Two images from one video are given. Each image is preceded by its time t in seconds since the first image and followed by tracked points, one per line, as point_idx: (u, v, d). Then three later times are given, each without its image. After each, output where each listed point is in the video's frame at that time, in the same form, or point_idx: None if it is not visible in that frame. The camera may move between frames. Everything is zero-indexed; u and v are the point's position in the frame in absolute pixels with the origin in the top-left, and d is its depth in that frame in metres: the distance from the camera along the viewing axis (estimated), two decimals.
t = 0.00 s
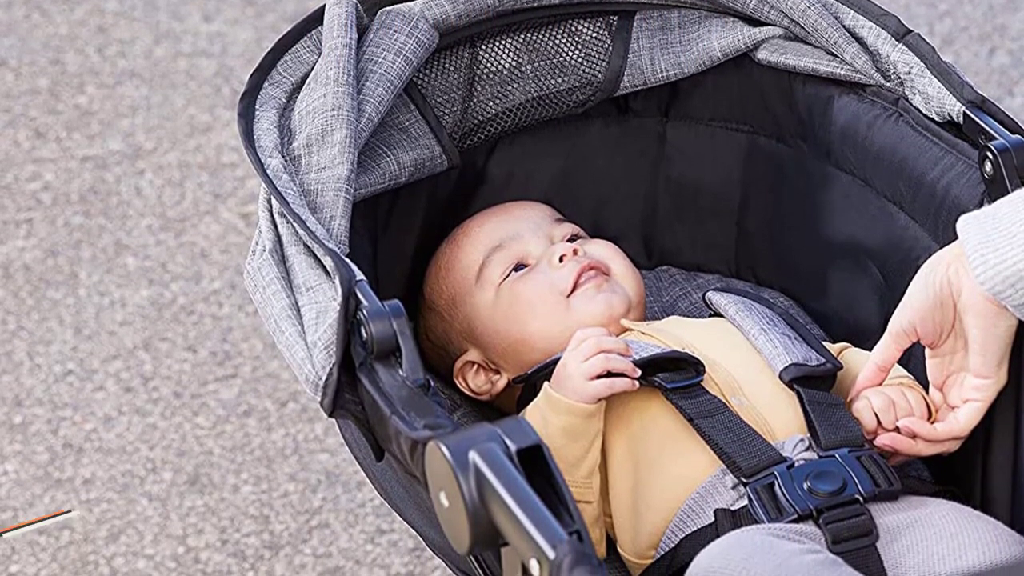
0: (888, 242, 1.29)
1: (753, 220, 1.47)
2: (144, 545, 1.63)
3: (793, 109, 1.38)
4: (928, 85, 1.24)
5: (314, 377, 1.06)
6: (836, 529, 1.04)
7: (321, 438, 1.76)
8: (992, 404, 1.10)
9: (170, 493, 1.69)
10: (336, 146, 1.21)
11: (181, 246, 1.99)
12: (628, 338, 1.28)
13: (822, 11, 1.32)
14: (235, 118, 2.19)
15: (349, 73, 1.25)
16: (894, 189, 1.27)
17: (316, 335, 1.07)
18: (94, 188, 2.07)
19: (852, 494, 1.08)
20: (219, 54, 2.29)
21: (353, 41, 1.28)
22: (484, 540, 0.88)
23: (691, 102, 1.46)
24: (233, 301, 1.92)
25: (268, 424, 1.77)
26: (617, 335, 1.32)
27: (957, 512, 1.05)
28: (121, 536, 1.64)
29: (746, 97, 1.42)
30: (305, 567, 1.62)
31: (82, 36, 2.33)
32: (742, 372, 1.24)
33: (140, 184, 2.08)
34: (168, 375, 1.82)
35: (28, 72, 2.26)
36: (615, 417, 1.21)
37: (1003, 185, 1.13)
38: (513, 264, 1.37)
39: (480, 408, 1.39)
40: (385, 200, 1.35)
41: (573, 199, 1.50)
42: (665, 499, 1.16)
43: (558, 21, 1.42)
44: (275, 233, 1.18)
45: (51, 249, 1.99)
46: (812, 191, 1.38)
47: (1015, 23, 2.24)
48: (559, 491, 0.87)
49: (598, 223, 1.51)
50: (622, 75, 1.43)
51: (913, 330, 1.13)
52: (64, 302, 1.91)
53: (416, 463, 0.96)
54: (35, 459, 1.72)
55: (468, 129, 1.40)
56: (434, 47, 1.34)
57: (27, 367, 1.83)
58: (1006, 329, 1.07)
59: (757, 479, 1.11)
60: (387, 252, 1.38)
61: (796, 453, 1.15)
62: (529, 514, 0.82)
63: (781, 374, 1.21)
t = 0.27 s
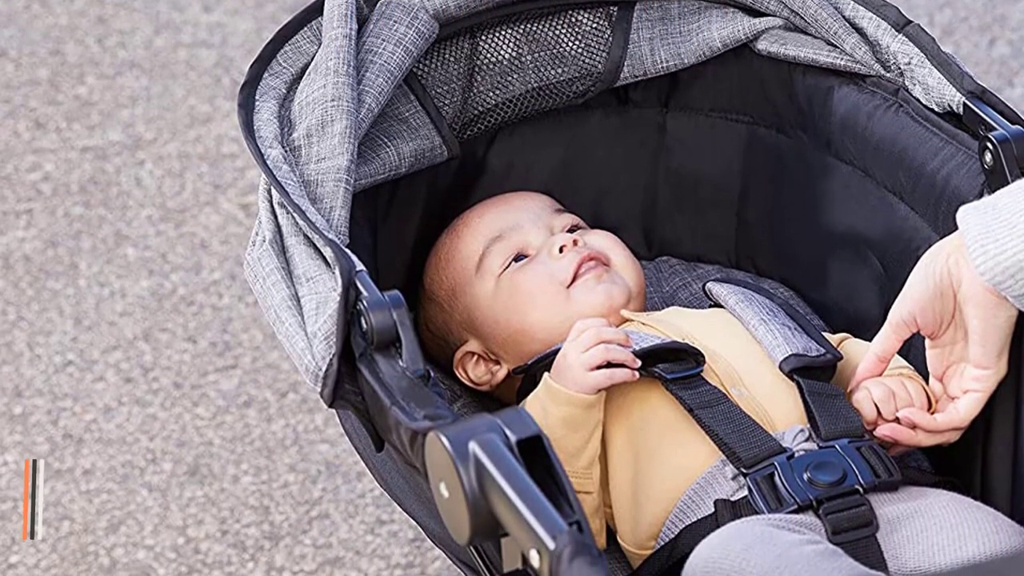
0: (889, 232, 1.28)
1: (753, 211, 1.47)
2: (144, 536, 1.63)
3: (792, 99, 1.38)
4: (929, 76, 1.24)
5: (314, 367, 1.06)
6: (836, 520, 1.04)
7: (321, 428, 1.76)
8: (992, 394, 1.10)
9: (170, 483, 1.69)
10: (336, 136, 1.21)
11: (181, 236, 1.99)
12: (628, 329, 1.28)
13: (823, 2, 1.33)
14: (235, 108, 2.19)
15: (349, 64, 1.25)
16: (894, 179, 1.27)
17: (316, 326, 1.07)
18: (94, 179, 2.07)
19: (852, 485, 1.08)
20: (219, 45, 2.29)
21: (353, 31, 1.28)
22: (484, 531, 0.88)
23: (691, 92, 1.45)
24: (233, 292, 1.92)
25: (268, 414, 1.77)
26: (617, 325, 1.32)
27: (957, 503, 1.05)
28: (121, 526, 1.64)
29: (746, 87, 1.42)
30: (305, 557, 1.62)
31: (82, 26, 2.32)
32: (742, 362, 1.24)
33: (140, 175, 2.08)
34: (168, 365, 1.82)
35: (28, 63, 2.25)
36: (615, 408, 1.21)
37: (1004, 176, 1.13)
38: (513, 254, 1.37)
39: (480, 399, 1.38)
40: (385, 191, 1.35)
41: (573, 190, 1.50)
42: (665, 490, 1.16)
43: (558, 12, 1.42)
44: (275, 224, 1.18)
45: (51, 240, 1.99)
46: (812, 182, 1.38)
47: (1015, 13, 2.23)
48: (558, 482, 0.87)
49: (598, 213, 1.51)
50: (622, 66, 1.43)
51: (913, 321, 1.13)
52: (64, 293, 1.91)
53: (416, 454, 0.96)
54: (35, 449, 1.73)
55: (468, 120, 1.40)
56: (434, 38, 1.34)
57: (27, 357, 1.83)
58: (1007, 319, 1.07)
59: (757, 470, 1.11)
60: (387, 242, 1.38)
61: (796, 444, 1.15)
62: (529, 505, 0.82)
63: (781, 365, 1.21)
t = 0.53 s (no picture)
0: (889, 222, 1.28)
1: (753, 200, 1.46)
2: (144, 525, 1.63)
3: (792, 89, 1.38)
4: (929, 66, 1.24)
5: (314, 357, 1.06)
6: (836, 510, 1.04)
7: (321, 418, 1.76)
8: (992, 384, 1.10)
9: (171, 473, 1.69)
10: (336, 126, 1.21)
11: (181, 226, 1.99)
12: (628, 318, 1.28)
13: None
14: (235, 98, 2.18)
15: (349, 53, 1.25)
16: (894, 169, 1.27)
17: (316, 315, 1.07)
18: (94, 168, 2.07)
19: (852, 475, 1.08)
20: (219, 35, 2.29)
21: (353, 21, 1.27)
22: (484, 521, 0.88)
23: (692, 82, 1.45)
24: (233, 282, 1.92)
25: (268, 404, 1.77)
26: (617, 315, 1.32)
27: (957, 492, 1.05)
28: (121, 516, 1.64)
29: (746, 77, 1.42)
30: (305, 547, 1.62)
31: (82, 16, 2.32)
32: (742, 352, 1.24)
33: (140, 165, 2.08)
34: (168, 355, 1.82)
35: (28, 52, 2.25)
36: (615, 398, 1.21)
37: (1004, 165, 1.13)
38: (513, 244, 1.37)
39: (480, 389, 1.38)
40: (385, 181, 1.35)
41: (573, 180, 1.50)
42: (665, 480, 1.16)
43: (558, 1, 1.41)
44: (275, 214, 1.17)
45: (51, 230, 1.99)
46: (812, 172, 1.38)
47: (1015, 3, 2.23)
48: (558, 472, 0.87)
49: (598, 204, 1.51)
50: (623, 56, 1.42)
51: (913, 311, 1.13)
52: (64, 283, 1.91)
53: (416, 443, 0.96)
54: (35, 439, 1.73)
55: (469, 110, 1.40)
56: (434, 28, 1.34)
57: (27, 347, 1.83)
58: (1006, 309, 1.07)
59: (757, 459, 1.11)
60: (387, 231, 1.38)
61: (796, 434, 1.15)
62: (529, 495, 0.82)
63: (781, 354, 1.21)
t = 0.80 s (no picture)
0: (889, 212, 1.28)
1: (754, 190, 1.46)
2: (144, 515, 1.63)
3: (792, 78, 1.38)
4: (929, 55, 1.24)
5: (314, 347, 1.05)
6: (836, 499, 1.04)
7: (321, 407, 1.76)
8: (992, 373, 1.10)
9: (170, 463, 1.69)
10: (336, 116, 1.21)
11: (181, 216, 1.99)
12: (627, 308, 1.28)
13: None
14: (235, 88, 2.18)
15: (349, 43, 1.25)
16: (894, 158, 1.27)
17: (316, 305, 1.06)
18: (94, 158, 2.07)
19: (852, 464, 1.08)
20: (219, 24, 2.28)
21: (353, 11, 1.28)
22: (484, 510, 0.88)
23: (691, 71, 1.45)
24: (233, 271, 1.92)
25: (268, 393, 1.77)
26: (617, 305, 1.32)
27: (957, 482, 1.05)
28: (121, 506, 1.64)
29: (746, 67, 1.42)
30: (305, 537, 1.62)
31: (82, 6, 2.32)
32: (742, 342, 1.24)
33: (140, 154, 2.08)
34: (168, 345, 1.82)
35: (28, 42, 2.25)
36: (615, 387, 1.21)
37: (1003, 155, 1.13)
38: (513, 233, 1.37)
39: (480, 378, 1.38)
40: (385, 170, 1.35)
41: (573, 169, 1.49)
42: (665, 469, 1.16)
43: None
44: (275, 203, 1.17)
45: (51, 219, 1.98)
46: (812, 161, 1.37)
47: None
48: (558, 462, 0.87)
49: (598, 193, 1.51)
50: (622, 45, 1.42)
51: (913, 300, 1.13)
52: (64, 273, 1.91)
53: (416, 433, 0.96)
54: (35, 429, 1.73)
55: (468, 100, 1.40)
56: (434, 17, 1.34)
57: (27, 337, 1.83)
58: (1006, 299, 1.07)
59: (757, 449, 1.11)
60: (387, 221, 1.38)
61: (796, 423, 1.15)
62: (529, 484, 0.82)
63: (780, 344, 1.21)
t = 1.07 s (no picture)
0: (889, 200, 1.28)
1: (754, 179, 1.46)
2: (144, 503, 1.64)
3: (792, 67, 1.38)
4: (928, 44, 1.23)
5: (314, 335, 1.05)
6: (836, 488, 1.04)
7: (321, 396, 1.76)
8: (992, 362, 1.10)
9: (171, 451, 1.69)
10: (336, 104, 1.21)
11: (181, 204, 1.99)
12: (627, 297, 1.28)
13: None
14: (235, 76, 2.18)
15: (350, 32, 1.25)
16: (893, 147, 1.27)
17: (316, 293, 1.06)
18: (94, 147, 2.07)
19: (852, 453, 1.07)
20: (219, 13, 2.28)
21: None
22: (484, 499, 0.88)
23: (691, 60, 1.45)
24: (233, 260, 1.92)
25: (268, 382, 1.77)
26: (617, 293, 1.31)
27: (957, 471, 1.06)
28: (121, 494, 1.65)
29: (746, 55, 1.42)
30: (305, 525, 1.62)
31: None
32: (742, 330, 1.24)
33: (140, 143, 2.07)
34: (168, 333, 1.82)
35: (28, 30, 2.25)
36: (615, 376, 1.21)
37: (1003, 143, 1.12)
38: (513, 222, 1.37)
39: (480, 367, 1.38)
40: (385, 159, 1.35)
41: (573, 158, 1.49)
42: (665, 458, 1.16)
43: None
44: (275, 192, 1.17)
45: (51, 207, 1.98)
46: (812, 149, 1.37)
47: None
48: (558, 450, 0.87)
49: (598, 182, 1.50)
50: (622, 34, 1.42)
51: (913, 289, 1.13)
52: (64, 261, 1.91)
53: (416, 421, 0.96)
54: (35, 417, 1.73)
55: (468, 88, 1.39)
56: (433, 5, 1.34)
57: (27, 325, 1.83)
58: (1006, 287, 1.07)
59: (757, 438, 1.11)
60: (387, 209, 1.37)
61: (796, 412, 1.15)
62: (530, 473, 0.82)
63: (781, 333, 1.21)
